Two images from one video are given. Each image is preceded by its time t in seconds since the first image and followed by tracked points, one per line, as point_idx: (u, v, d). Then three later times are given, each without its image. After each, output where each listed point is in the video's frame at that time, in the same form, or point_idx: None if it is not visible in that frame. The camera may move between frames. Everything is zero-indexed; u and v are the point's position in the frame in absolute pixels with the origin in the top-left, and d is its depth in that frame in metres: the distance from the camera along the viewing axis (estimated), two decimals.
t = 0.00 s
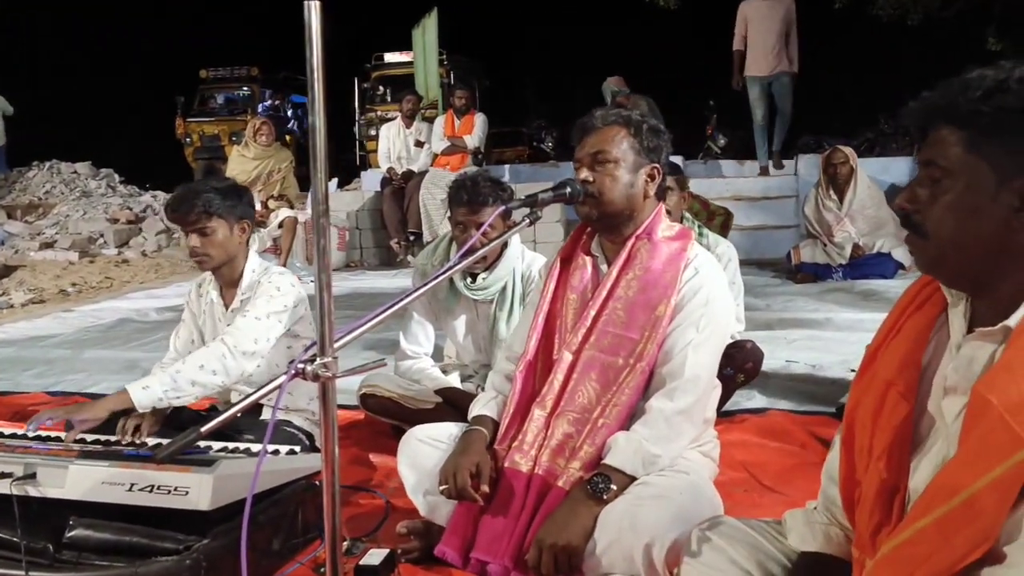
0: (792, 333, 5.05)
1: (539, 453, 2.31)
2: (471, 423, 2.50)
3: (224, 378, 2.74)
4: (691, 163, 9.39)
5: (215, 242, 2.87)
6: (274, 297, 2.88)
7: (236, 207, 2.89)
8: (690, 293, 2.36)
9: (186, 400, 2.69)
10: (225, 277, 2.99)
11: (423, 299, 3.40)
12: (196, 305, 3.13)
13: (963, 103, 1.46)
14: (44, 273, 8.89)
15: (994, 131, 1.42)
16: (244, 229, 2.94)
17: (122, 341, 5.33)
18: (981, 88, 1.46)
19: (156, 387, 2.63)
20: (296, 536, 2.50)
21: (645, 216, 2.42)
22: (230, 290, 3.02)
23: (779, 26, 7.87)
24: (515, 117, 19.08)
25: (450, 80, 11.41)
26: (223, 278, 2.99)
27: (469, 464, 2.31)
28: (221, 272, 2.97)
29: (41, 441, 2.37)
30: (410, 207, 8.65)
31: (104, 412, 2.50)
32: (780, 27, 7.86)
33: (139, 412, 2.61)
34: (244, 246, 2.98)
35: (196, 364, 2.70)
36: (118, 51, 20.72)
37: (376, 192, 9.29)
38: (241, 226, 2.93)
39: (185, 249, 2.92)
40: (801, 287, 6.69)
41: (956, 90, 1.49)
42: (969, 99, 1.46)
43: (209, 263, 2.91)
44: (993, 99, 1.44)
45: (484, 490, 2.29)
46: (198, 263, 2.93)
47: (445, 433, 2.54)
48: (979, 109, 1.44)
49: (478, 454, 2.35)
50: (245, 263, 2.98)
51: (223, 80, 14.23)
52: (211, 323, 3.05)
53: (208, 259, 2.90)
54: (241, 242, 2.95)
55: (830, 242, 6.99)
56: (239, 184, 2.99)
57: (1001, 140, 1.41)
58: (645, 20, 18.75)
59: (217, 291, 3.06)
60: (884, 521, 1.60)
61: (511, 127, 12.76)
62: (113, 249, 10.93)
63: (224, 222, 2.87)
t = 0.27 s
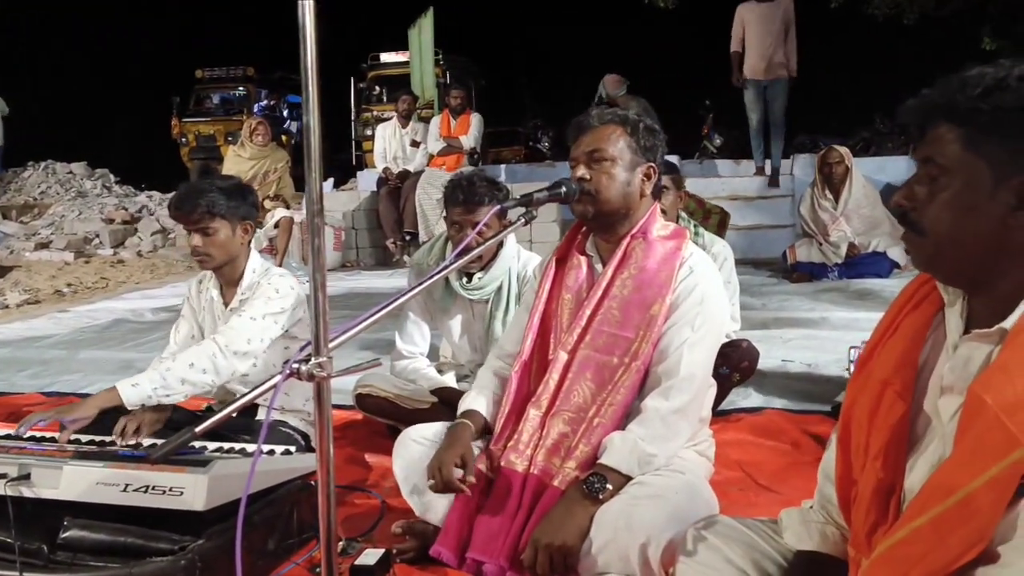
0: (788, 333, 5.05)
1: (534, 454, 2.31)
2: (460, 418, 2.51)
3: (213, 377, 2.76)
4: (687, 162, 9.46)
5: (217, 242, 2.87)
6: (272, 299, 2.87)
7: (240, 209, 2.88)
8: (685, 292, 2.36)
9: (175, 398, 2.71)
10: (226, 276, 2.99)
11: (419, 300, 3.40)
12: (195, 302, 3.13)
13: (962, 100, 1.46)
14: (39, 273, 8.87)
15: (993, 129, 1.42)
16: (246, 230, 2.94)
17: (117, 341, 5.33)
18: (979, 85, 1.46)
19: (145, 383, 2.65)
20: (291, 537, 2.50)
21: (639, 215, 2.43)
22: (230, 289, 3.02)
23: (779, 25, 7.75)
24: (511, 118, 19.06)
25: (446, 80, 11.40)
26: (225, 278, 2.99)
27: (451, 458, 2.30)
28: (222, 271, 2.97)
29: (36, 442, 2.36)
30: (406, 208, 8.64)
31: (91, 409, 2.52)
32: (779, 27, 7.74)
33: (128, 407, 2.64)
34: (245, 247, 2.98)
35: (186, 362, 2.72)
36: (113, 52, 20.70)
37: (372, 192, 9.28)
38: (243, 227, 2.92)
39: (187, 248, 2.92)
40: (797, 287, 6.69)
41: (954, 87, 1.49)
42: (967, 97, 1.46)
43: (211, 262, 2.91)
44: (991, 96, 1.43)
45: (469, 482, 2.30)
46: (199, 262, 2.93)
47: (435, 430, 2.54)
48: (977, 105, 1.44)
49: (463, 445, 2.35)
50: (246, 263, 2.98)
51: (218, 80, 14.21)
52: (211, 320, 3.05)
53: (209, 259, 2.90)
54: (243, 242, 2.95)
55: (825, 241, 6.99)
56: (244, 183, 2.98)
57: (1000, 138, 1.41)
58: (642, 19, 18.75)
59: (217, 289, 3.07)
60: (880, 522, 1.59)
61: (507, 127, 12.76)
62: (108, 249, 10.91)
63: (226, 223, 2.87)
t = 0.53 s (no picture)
0: (785, 332, 5.05)
1: (531, 454, 2.30)
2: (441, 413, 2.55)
3: (209, 376, 2.75)
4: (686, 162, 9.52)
5: (217, 242, 2.87)
6: (270, 300, 2.87)
7: (239, 209, 2.88)
8: (682, 292, 2.36)
9: (170, 397, 2.69)
10: (225, 275, 2.98)
11: (417, 300, 3.41)
12: (194, 300, 3.12)
13: (959, 101, 1.45)
14: (37, 274, 8.87)
15: (991, 130, 1.41)
16: (246, 229, 2.94)
17: (115, 341, 5.33)
18: (977, 86, 1.45)
19: (140, 382, 2.63)
20: (288, 536, 2.49)
21: (637, 214, 2.43)
22: (228, 288, 3.01)
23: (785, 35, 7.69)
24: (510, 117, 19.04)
25: (445, 80, 11.39)
26: (223, 277, 2.99)
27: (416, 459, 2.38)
28: (221, 270, 2.97)
29: (33, 442, 2.36)
30: (405, 208, 8.64)
31: (87, 409, 2.51)
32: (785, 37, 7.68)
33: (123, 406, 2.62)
34: (245, 246, 2.98)
35: (181, 360, 2.70)
36: (111, 51, 20.68)
37: (371, 192, 9.28)
38: (243, 227, 2.92)
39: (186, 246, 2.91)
40: (796, 286, 6.69)
41: (952, 88, 1.48)
42: (963, 98, 1.45)
43: (210, 262, 2.91)
44: (988, 98, 1.43)
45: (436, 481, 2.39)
46: (198, 262, 2.93)
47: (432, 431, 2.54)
48: (974, 107, 1.44)
49: (436, 443, 2.42)
50: (246, 263, 2.98)
51: (217, 79, 14.20)
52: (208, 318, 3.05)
53: (208, 259, 2.90)
54: (242, 242, 2.95)
55: (823, 241, 6.99)
56: (244, 182, 2.98)
57: (997, 139, 1.41)
58: (641, 19, 18.73)
59: (216, 287, 3.06)
60: (877, 522, 1.59)
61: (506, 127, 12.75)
62: (107, 249, 10.91)
63: (226, 223, 2.86)
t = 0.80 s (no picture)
0: (785, 331, 5.05)
1: (528, 453, 2.30)
2: (448, 422, 2.51)
3: (206, 375, 2.75)
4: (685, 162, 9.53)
5: (217, 241, 2.87)
6: (268, 300, 2.87)
7: (239, 208, 2.88)
8: (679, 290, 2.36)
9: (166, 397, 2.69)
10: (223, 273, 2.98)
11: (415, 300, 3.41)
12: (194, 297, 3.12)
13: (955, 102, 1.45)
14: (37, 274, 8.88)
15: (987, 131, 1.41)
16: (245, 228, 2.94)
17: (114, 341, 5.33)
18: (972, 87, 1.45)
19: (137, 382, 2.63)
20: (285, 536, 2.49)
21: (633, 213, 2.43)
22: (227, 286, 3.01)
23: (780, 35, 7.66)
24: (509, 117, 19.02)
25: (444, 79, 11.38)
26: (222, 275, 2.99)
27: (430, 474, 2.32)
28: (219, 269, 2.97)
29: (30, 441, 2.36)
30: (404, 208, 8.65)
31: (85, 408, 2.51)
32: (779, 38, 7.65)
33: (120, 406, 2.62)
34: (244, 245, 2.98)
35: (178, 360, 2.71)
36: (111, 51, 20.67)
37: (370, 192, 9.29)
38: (243, 225, 2.92)
39: (186, 245, 2.91)
40: (795, 285, 6.69)
41: (948, 88, 1.48)
42: (960, 99, 1.45)
43: (209, 261, 2.91)
44: (984, 99, 1.42)
45: (451, 498, 2.32)
46: (197, 260, 2.93)
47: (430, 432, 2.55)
48: (970, 108, 1.43)
49: (445, 459, 2.35)
50: (244, 262, 2.98)
51: (217, 79, 14.20)
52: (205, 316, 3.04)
53: (208, 257, 2.90)
54: (241, 241, 2.95)
55: (823, 240, 6.99)
56: (244, 180, 2.98)
57: (990, 141, 1.40)
58: (640, 19, 18.71)
59: (214, 284, 3.06)
60: (874, 521, 1.58)
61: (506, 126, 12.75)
62: (107, 249, 10.91)
63: (226, 221, 2.86)
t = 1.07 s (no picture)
0: (785, 331, 5.04)
1: (527, 452, 2.30)
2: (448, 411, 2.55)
3: (204, 374, 2.74)
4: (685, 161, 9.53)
5: (215, 239, 2.87)
6: (266, 298, 2.86)
7: (237, 207, 2.88)
8: (676, 288, 2.36)
9: (163, 396, 2.69)
10: (221, 272, 2.98)
11: (414, 300, 3.41)
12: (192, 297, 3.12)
13: (953, 102, 1.44)
14: (38, 274, 8.88)
15: (985, 131, 1.40)
16: (244, 226, 2.94)
17: (114, 341, 5.33)
18: (970, 86, 1.44)
19: (134, 381, 2.62)
20: (283, 536, 2.49)
21: (630, 211, 2.43)
22: (225, 285, 3.01)
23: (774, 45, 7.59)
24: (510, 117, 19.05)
25: (444, 80, 11.39)
26: (220, 273, 2.98)
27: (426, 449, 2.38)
28: (217, 267, 2.96)
29: (28, 442, 2.36)
30: (404, 208, 8.66)
31: (82, 408, 2.50)
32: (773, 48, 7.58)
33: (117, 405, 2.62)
34: (243, 243, 2.98)
35: (176, 359, 2.70)
36: (111, 52, 20.69)
37: (371, 192, 9.31)
38: (242, 224, 2.92)
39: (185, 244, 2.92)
40: (796, 284, 6.68)
41: (946, 88, 1.47)
42: (958, 98, 1.44)
43: (208, 259, 2.91)
44: (982, 99, 1.42)
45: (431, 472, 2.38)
46: (197, 259, 2.93)
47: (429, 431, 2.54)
48: (967, 108, 1.42)
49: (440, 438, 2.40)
50: (242, 260, 2.97)
51: (217, 79, 14.22)
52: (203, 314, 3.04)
53: (207, 256, 2.90)
54: (240, 240, 2.94)
55: (823, 238, 6.98)
56: (243, 179, 2.98)
57: (988, 141, 1.40)
58: (640, 18, 18.74)
59: (212, 283, 3.05)
60: (872, 520, 1.58)
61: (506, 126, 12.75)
62: (107, 250, 10.92)
63: (225, 219, 2.86)
